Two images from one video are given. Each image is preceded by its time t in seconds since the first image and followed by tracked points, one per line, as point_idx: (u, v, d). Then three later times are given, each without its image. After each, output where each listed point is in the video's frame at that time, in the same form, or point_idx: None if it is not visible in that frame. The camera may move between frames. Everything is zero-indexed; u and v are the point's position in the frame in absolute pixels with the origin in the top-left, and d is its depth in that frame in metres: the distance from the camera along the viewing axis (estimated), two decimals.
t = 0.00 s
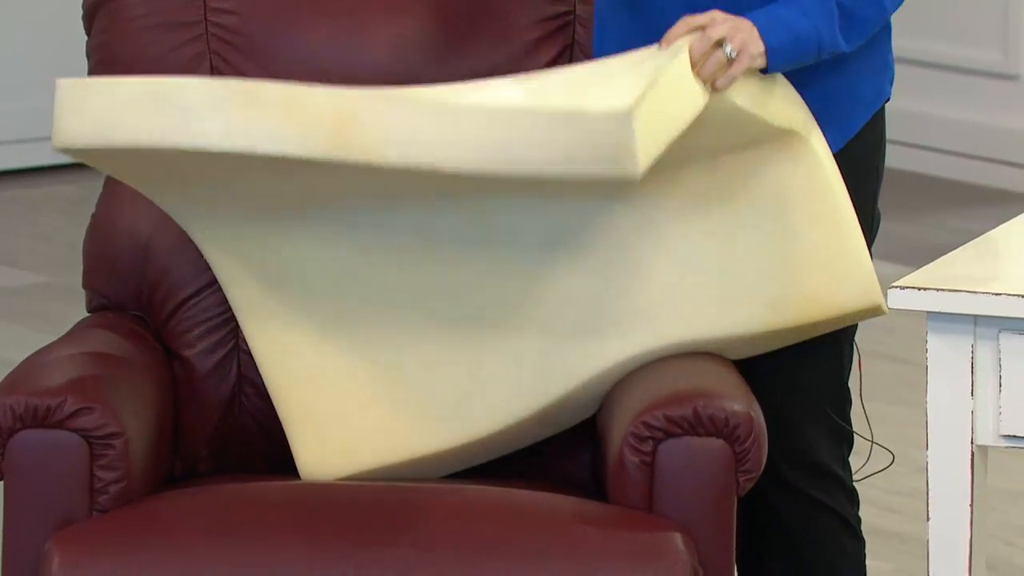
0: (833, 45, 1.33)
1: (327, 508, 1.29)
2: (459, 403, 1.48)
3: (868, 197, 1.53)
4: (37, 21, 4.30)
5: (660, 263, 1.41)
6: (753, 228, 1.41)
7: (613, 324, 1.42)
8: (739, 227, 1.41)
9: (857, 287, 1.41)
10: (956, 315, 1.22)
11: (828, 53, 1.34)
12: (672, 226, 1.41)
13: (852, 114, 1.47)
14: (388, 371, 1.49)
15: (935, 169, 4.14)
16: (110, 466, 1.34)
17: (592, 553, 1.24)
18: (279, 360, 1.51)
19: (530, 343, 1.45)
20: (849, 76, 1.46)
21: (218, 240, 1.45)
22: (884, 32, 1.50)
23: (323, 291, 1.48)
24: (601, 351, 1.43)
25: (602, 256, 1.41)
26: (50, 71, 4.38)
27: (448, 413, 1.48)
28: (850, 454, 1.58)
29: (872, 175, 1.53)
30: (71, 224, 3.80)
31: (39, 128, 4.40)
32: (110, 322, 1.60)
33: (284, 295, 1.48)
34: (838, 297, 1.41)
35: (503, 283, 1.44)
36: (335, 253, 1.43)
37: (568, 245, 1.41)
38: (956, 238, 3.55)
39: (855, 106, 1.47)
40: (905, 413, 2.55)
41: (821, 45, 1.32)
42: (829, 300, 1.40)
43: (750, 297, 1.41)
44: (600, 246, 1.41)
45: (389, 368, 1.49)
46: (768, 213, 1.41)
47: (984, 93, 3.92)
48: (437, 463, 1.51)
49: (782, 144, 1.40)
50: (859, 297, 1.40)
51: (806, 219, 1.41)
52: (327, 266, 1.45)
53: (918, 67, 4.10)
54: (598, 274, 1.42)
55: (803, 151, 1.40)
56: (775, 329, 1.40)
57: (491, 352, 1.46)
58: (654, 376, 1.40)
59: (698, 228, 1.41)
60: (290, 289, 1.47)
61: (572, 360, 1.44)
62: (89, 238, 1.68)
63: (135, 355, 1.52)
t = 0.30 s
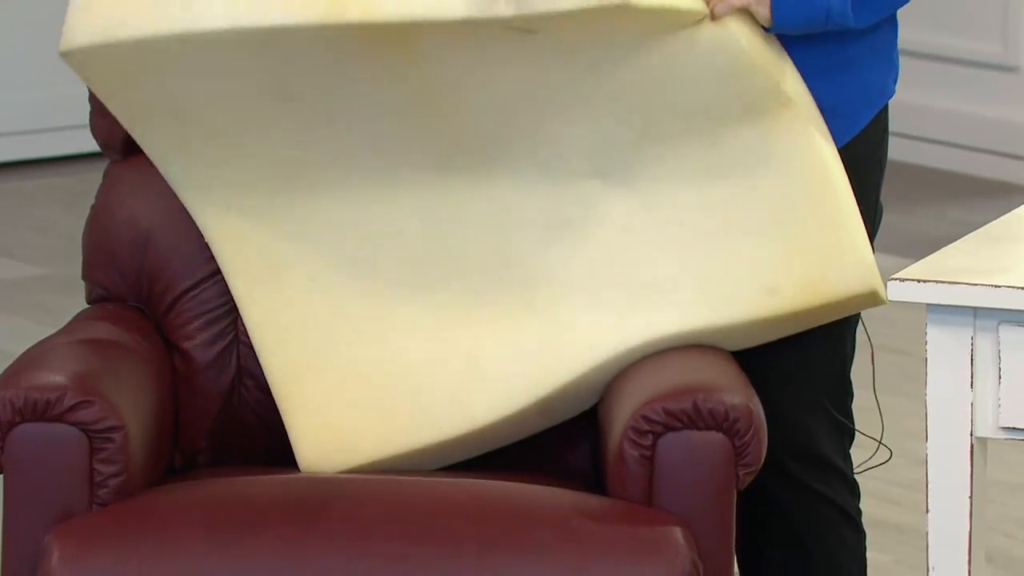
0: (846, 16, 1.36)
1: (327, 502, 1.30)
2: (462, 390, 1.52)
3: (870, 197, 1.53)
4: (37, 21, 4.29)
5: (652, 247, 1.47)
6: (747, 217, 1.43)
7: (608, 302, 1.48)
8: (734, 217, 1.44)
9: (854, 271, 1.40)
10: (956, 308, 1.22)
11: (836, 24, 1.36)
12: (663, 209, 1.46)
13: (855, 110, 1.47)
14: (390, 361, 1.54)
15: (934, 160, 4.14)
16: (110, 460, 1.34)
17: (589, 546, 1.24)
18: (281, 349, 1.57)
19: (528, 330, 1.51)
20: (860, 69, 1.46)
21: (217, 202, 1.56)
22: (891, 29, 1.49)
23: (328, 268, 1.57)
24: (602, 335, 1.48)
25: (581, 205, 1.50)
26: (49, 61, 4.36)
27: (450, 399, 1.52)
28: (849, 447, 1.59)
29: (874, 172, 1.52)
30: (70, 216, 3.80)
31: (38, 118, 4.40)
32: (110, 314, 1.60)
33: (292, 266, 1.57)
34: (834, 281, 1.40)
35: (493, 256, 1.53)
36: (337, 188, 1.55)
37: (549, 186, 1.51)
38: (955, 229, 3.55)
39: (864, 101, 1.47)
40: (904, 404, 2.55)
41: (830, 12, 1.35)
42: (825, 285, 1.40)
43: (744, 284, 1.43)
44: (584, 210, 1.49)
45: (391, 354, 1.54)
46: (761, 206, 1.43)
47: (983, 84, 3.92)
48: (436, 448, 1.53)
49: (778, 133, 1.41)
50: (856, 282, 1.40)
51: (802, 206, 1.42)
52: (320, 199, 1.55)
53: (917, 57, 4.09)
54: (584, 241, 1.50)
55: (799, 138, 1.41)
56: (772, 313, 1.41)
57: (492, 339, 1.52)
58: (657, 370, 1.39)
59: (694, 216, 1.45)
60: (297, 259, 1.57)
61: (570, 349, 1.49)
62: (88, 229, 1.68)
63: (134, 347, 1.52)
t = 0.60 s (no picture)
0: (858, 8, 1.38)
1: (327, 492, 1.30)
2: (460, 380, 1.52)
3: (873, 188, 1.53)
4: (37, 18, 4.29)
5: (654, 236, 1.47)
6: (747, 209, 1.44)
7: (609, 294, 1.48)
8: (734, 211, 1.44)
9: (856, 265, 1.39)
10: (955, 300, 1.22)
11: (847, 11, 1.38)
12: (666, 198, 1.47)
13: (856, 104, 1.46)
14: (392, 352, 1.54)
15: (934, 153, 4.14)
16: (109, 450, 1.34)
17: (588, 535, 1.24)
18: (281, 340, 1.57)
19: (527, 320, 1.51)
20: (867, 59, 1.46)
21: (225, 174, 1.58)
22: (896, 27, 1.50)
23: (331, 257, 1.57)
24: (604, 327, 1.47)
25: (586, 191, 1.51)
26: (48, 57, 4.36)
27: (449, 389, 1.52)
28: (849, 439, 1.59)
29: (875, 166, 1.52)
30: (71, 210, 3.80)
31: (38, 113, 4.40)
32: (110, 306, 1.60)
33: (294, 259, 1.57)
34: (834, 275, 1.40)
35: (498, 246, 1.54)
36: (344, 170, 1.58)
37: (554, 180, 1.52)
38: (955, 222, 3.55)
39: (867, 95, 1.47)
40: (904, 396, 2.55)
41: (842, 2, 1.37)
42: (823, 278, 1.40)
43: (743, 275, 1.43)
44: (588, 195, 1.51)
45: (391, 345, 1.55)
46: (762, 199, 1.43)
47: (983, 76, 3.92)
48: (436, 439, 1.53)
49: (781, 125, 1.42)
50: (855, 274, 1.39)
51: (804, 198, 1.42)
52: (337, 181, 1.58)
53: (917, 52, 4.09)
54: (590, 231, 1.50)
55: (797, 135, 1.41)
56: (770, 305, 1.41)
57: (494, 330, 1.52)
58: (657, 361, 1.40)
59: (696, 207, 1.46)
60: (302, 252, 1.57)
61: (569, 339, 1.49)
62: (88, 221, 1.68)
63: (134, 338, 1.52)
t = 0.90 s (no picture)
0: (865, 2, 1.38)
1: (326, 484, 1.30)
2: (459, 371, 1.52)
3: (873, 181, 1.53)
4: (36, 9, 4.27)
5: (654, 227, 1.47)
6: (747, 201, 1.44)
7: (609, 285, 1.48)
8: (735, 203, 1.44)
9: (856, 259, 1.39)
10: (955, 291, 1.22)
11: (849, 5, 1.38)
12: (666, 189, 1.47)
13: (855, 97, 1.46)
14: (391, 342, 1.54)
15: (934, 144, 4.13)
16: (109, 442, 1.34)
17: (588, 527, 1.24)
18: (281, 330, 1.57)
19: (527, 310, 1.51)
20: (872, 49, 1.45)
21: (228, 167, 1.59)
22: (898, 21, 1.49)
23: (331, 248, 1.57)
24: (604, 319, 1.47)
25: (586, 181, 1.51)
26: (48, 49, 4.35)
27: (449, 380, 1.52)
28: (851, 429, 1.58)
29: (876, 158, 1.52)
30: (71, 201, 3.79)
31: (38, 105, 4.38)
32: (110, 297, 1.60)
33: (294, 251, 1.57)
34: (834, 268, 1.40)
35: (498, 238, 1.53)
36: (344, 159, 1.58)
37: (553, 170, 1.52)
38: (955, 214, 3.54)
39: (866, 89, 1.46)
40: (904, 388, 2.55)
41: None
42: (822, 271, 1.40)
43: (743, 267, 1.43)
44: (587, 185, 1.50)
45: (389, 335, 1.54)
46: (762, 192, 1.43)
47: (983, 68, 3.91)
48: (437, 430, 1.53)
49: (784, 115, 1.43)
50: (856, 268, 1.39)
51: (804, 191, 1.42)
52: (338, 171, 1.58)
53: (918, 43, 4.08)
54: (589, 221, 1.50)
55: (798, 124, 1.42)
56: (768, 298, 1.41)
57: (493, 320, 1.52)
58: (657, 352, 1.40)
59: (696, 199, 1.46)
60: (302, 244, 1.57)
61: (570, 329, 1.49)
62: (88, 213, 1.68)
63: (134, 330, 1.53)
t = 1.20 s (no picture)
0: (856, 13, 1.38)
1: (326, 481, 1.30)
2: (459, 367, 1.52)
3: (874, 176, 1.53)
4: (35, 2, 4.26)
5: (654, 222, 1.47)
6: (747, 196, 1.44)
7: (609, 280, 1.48)
8: (735, 198, 1.44)
9: (857, 257, 1.39)
10: (955, 286, 1.21)
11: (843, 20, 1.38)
12: (666, 184, 1.47)
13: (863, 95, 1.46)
14: (391, 337, 1.54)
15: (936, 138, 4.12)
16: (109, 438, 1.34)
17: (588, 522, 1.24)
18: (280, 324, 1.56)
19: (527, 305, 1.51)
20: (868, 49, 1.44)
21: (227, 163, 1.58)
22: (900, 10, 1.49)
23: (331, 243, 1.57)
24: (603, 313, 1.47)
25: (586, 176, 1.51)
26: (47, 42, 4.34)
27: (449, 375, 1.52)
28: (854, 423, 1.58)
29: (877, 153, 1.52)
30: (70, 196, 3.79)
31: (37, 98, 4.37)
32: (110, 292, 1.60)
33: (294, 246, 1.57)
34: (834, 265, 1.40)
35: (498, 232, 1.53)
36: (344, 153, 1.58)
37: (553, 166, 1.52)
38: (955, 208, 3.54)
39: (872, 86, 1.46)
40: (904, 383, 2.55)
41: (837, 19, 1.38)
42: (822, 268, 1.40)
43: (743, 263, 1.43)
44: (587, 180, 1.51)
45: (389, 330, 1.54)
46: (762, 187, 1.43)
47: (983, 63, 3.90)
48: (437, 425, 1.53)
49: (783, 112, 1.42)
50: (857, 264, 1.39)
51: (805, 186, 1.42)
52: (336, 166, 1.58)
53: (918, 36, 4.08)
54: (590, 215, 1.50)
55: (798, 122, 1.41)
56: (767, 295, 1.41)
57: (493, 316, 1.52)
58: (658, 348, 1.40)
59: (695, 194, 1.46)
60: (302, 239, 1.57)
61: (571, 325, 1.49)
62: (88, 207, 1.68)
63: (134, 324, 1.53)
